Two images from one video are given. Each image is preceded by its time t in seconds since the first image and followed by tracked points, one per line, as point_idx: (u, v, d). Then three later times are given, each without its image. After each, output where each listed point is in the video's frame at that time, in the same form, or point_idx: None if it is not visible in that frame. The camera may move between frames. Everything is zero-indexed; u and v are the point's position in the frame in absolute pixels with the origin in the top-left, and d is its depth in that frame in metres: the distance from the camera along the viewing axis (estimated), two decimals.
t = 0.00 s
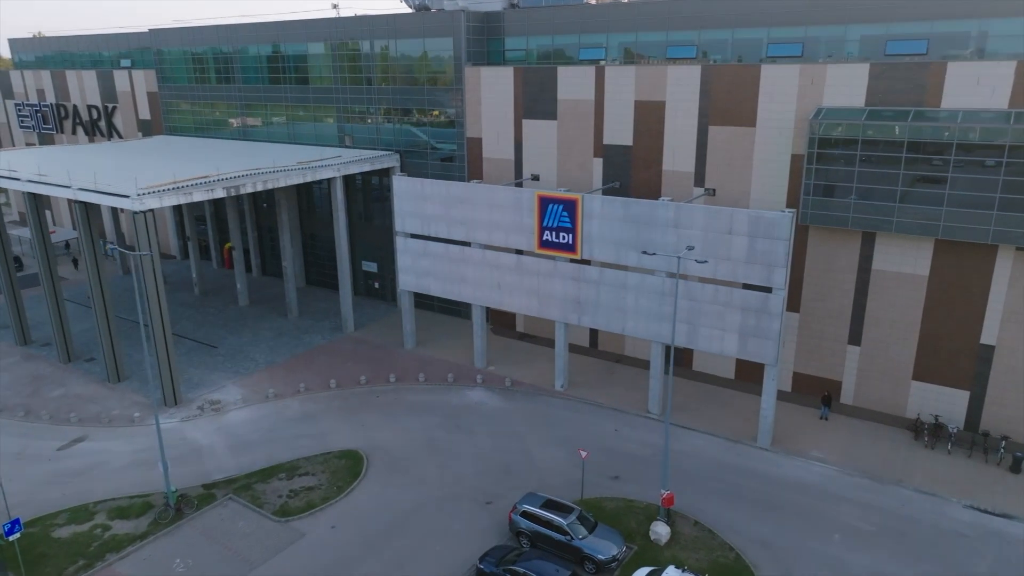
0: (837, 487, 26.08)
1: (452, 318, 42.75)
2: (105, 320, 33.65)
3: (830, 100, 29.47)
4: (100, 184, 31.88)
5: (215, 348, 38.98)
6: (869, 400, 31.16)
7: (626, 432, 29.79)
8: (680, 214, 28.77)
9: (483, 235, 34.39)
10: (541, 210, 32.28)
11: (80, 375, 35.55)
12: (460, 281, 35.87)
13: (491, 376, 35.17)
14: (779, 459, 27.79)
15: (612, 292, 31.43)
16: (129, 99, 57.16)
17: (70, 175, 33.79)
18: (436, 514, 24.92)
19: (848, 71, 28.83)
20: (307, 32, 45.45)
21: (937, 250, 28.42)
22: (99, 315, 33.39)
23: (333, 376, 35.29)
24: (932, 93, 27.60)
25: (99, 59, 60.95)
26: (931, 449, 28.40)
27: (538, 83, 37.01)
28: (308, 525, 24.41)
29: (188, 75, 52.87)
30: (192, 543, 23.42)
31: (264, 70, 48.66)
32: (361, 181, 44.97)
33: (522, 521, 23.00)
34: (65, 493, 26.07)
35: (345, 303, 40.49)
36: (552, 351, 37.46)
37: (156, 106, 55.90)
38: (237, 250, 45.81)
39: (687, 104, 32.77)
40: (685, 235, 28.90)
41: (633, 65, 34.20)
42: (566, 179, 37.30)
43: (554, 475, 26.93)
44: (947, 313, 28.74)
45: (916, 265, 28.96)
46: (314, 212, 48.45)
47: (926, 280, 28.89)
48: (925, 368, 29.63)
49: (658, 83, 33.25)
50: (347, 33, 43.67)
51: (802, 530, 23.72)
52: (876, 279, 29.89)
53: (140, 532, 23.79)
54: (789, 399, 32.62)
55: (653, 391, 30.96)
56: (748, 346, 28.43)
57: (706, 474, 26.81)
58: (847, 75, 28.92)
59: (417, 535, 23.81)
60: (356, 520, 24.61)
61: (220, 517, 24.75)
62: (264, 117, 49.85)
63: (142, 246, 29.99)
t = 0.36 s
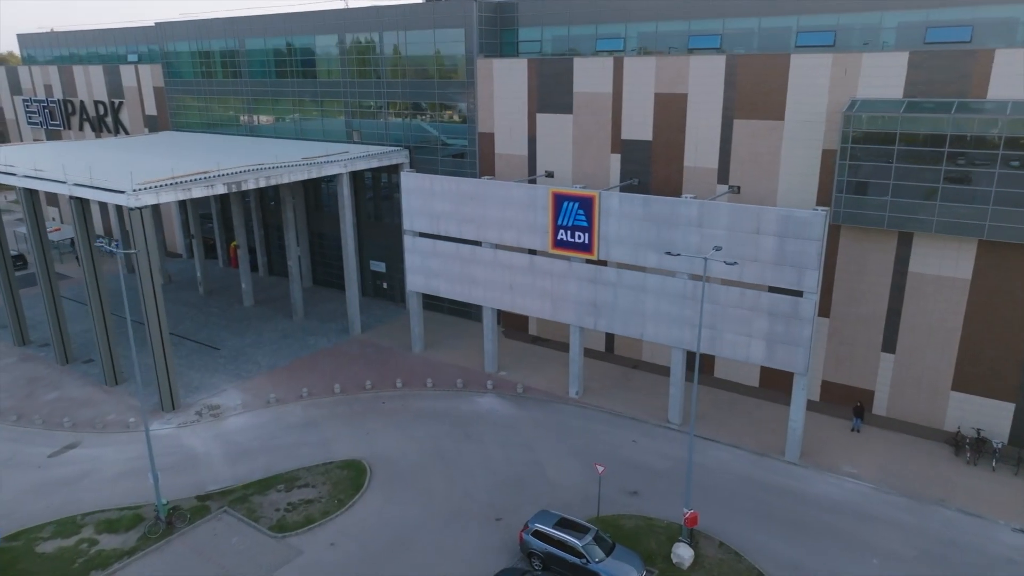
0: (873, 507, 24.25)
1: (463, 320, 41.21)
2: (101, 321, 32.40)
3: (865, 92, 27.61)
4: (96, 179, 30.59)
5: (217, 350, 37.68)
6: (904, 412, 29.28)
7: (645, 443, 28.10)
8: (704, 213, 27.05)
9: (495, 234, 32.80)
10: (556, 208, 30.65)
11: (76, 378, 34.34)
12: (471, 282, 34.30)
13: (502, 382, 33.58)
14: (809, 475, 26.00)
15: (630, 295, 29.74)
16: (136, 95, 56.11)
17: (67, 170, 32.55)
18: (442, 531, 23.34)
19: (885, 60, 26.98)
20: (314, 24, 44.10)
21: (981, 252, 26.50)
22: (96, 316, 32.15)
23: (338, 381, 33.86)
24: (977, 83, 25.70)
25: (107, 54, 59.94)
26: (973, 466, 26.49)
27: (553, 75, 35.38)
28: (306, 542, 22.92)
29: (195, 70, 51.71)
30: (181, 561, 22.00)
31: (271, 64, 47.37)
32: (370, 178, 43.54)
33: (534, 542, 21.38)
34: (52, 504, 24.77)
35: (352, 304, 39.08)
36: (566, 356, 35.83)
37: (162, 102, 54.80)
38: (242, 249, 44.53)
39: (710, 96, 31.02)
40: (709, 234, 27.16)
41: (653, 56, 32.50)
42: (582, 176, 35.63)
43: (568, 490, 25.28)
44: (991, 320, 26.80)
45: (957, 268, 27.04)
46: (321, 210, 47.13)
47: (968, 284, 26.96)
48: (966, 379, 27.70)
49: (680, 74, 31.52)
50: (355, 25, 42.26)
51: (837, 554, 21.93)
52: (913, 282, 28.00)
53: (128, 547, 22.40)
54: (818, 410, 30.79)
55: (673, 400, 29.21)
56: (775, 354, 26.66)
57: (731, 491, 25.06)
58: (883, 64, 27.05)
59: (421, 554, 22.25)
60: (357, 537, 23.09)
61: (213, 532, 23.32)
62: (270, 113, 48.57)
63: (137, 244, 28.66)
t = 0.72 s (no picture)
0: (914, 529, 22.41)
1: (473, 323, 39.67)
2: (98, 323, 31.18)
3: (904, 82, 25.76)
4: (92, 174, 29.32)
5: (219, 352, 36.37)
6: (943, 425, 27.39)
7: (665, 456, 26.40)
8: (730, 211, 25.34)
9: (507, 233, 31.23)
10: (571, 205, 29.02)
11: (73, 380, 33.14)
12: (482, 283, 32.73)
13: (514, 388, 31.99)
14: (842, 492, 24.20)
15: (650, 298, 28.03)
16: (143, 90, 55.07)
17: (63, 164, 31.32)
18: (448, 550, 21.78)
19: (927, 47, 25.11)
20: (322, 16, 42.73)
21: None
22: (92, 317, 30.93)
23: (343, 385, 32.42)
24: None
25: (114, 50, 59.01)
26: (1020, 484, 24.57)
27: (569, 66, 33.74)
28: (302, 561, 21.44)
29: (202, 64, 50.56)
30: None
31: (278, 57, 46.09)
32: (379, 175, 42.12)
33: (547, 565, 19.76)
34: (39, 515, 23.48)
35: (359, 306, 37.65)
36: (581, 361, 34.19)
37: (169, 97, 53.71)
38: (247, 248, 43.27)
39: (736, 88, 29.27)
40: (736, 234, 25.43)
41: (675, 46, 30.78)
42: (599, 172, 33.97)
43: (583, 506, 23.64)
44: None
45: (1004, 271, 25.10)
46: (329, 208, 45.79)
47: (1016, 289, 25.00)
48: (1012, 390, 25.77)
49: (705, 64, 29.76)
50: (364, 16, 40.84)
51: None
52: (955, 286, 26.10)
53: (114, 564, 21.04)
54: (850, 421, 28.94)
55: (695, 410, 27.48)
56: (806, 363, 24.89)
57: (759, 509, 23.32)
58: (924, 52, 25.19)
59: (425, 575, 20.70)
60: (357, 555, 21.56)
61: (205, 548, 21.89)
62: (278, 108, 47.30)
63: (132, 242, 27.35)
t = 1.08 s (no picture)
0: (962, 555, 20.56)
1: (485, 325, 38.11)
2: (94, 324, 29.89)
3: (949, 70, 23.89)
4: (87, 168, 28.00)
5: (221, 354, 35.05)
6: (988, 440, 25.46)
7: (688, 471, 24.68)
8: (760, 208, 23.63)
9: (520, 231, 29.64)
10: (588, 202, 27.38)
11: (69, 383, 31.93)
12: (493, 284, 31.15)
13: (527, 395, 30.39)
14: (881, 513, 22.37)
15: (673, 301, 26.33)
16: (150, 84, 53.99)
17: (59, 158, 30.04)
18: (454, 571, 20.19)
19: (975, 32, 23.23)
20: (330, 6, 41.35)
21: None
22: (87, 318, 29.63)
23: (348, 390, 30.98)
24: None
25: (122, 44, 58.00)
26: None
27: (586, 56, 32.08)
28: None
29: (208, 57, 49.40)
30: None
31: (285, 50, 44.77)
32: (388, 172, 40.67)
33: None
34: (23, 527, 22.18)
35: (366, 307, 36.22)
36: (597, 367, 32.53)
37: (176, 91, 52.59)
38: (252, 246, 41.96)
39: (764, 78, 27.49)
40: (766, 233, 23.72)
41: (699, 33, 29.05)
42: (618, 168, 32.29)
43: (600, 524, 22.01)
44: None
45: None
46: (337, 205, 44.43)
47: None
48: None
49: (731, 53, 28.01)
50: (373, 6, 39.39)
51: None
52: (1002, 291, 24.18)
53: None
54: (885, 434, 27.06)
55: (719, 421, 25.74)
56: (841, 372, 23.13)
57: (791, 531, 21.55)
58: (972, 37, 23.31)
59: None
60: None
61: (195, 567, 20.43)
62: (285, 102, 46.00)
63: (127, 240, 25.98)
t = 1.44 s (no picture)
0: None
1: (497, 328, 36.55)
2: (89, 325, 28.65)
3: (1002, 55, 21.99)
4: (80, 161, 26.73)
5: (223, 356, 33.77)
6: None
7: (713, 486, 22.97)
8: (794, 204, 21.89)
9: (534, 229, 28.05)
10: (607, 198, 25.74)
11: (65, 385, 30.75)
12: (506, 285, 29.58)
13: (540, 402, 28.79)
14: (925, 536, 20.55)
15: (698, 303, 24.63)
16: (157, 79, 52.98)
17: (53, 151, 28.79)
18: None
19: None
20: None
21: None
22: (82, 319, 28.40)
23: (352, 395, 29.53)
24: None
25: (130, 38, 57.06)
26: None
27: (605, 45, 30.41)
28: None
29: (216, 50, 48.26)
30: None
31: (293, 42, 43.49)
32: (398, 167, 39.24)
33: None
34: (5, 540, 20.89)
35: (373, 308, 34.79)
36: (615, 373, 30.87)
37: (183, 86, 51.53)
38: (257, 244, 40.67)
39: (796, 66, 25.70)
40: (800, 232, 21.97)
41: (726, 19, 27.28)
42: (638, 163, 30.60)
43: (618, 545, 20.35)
44: None
45: None
46: (345, 201, 43.04)
47: None
48: None
49: (761, 39, 26.23)
50: None
51: None
52: None
53: None
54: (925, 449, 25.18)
55: (747, 433, 24.02)
56: (883, 381, 21.33)
57: (828, 555, 19.79)
58: None
59: None
60: None
61: None
62: (293, 96, 44.73)
63: (120, 236, 24.65)
